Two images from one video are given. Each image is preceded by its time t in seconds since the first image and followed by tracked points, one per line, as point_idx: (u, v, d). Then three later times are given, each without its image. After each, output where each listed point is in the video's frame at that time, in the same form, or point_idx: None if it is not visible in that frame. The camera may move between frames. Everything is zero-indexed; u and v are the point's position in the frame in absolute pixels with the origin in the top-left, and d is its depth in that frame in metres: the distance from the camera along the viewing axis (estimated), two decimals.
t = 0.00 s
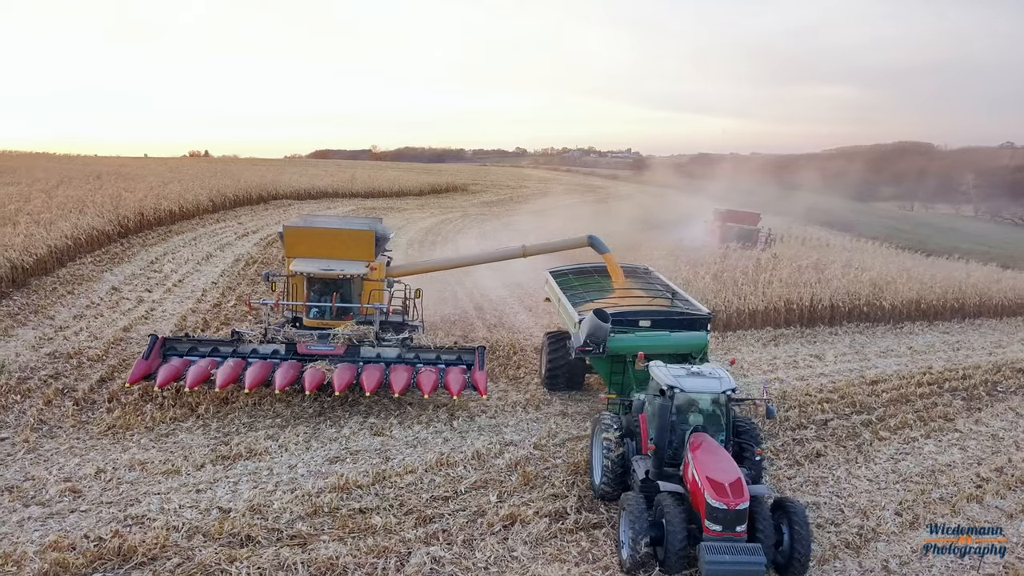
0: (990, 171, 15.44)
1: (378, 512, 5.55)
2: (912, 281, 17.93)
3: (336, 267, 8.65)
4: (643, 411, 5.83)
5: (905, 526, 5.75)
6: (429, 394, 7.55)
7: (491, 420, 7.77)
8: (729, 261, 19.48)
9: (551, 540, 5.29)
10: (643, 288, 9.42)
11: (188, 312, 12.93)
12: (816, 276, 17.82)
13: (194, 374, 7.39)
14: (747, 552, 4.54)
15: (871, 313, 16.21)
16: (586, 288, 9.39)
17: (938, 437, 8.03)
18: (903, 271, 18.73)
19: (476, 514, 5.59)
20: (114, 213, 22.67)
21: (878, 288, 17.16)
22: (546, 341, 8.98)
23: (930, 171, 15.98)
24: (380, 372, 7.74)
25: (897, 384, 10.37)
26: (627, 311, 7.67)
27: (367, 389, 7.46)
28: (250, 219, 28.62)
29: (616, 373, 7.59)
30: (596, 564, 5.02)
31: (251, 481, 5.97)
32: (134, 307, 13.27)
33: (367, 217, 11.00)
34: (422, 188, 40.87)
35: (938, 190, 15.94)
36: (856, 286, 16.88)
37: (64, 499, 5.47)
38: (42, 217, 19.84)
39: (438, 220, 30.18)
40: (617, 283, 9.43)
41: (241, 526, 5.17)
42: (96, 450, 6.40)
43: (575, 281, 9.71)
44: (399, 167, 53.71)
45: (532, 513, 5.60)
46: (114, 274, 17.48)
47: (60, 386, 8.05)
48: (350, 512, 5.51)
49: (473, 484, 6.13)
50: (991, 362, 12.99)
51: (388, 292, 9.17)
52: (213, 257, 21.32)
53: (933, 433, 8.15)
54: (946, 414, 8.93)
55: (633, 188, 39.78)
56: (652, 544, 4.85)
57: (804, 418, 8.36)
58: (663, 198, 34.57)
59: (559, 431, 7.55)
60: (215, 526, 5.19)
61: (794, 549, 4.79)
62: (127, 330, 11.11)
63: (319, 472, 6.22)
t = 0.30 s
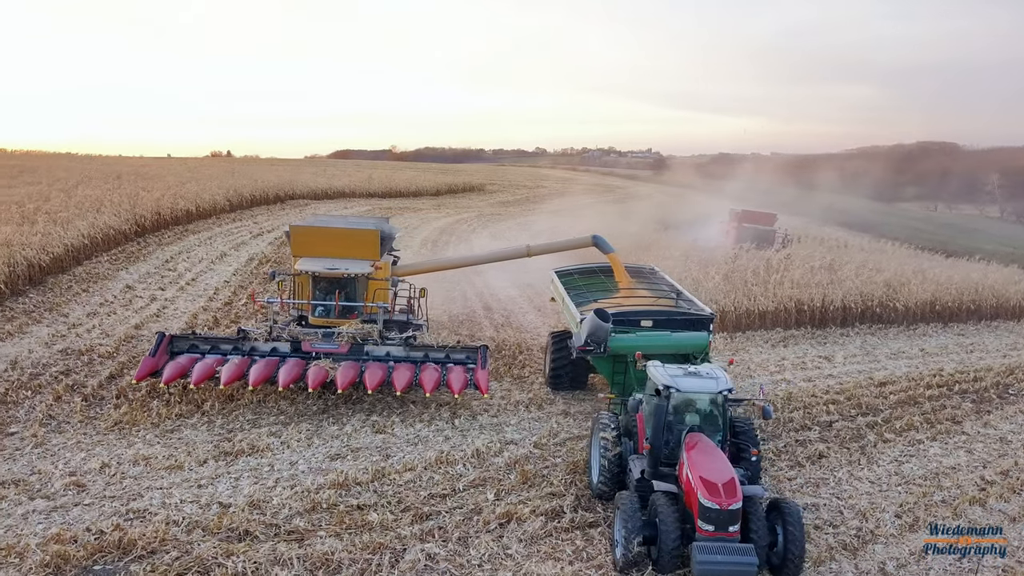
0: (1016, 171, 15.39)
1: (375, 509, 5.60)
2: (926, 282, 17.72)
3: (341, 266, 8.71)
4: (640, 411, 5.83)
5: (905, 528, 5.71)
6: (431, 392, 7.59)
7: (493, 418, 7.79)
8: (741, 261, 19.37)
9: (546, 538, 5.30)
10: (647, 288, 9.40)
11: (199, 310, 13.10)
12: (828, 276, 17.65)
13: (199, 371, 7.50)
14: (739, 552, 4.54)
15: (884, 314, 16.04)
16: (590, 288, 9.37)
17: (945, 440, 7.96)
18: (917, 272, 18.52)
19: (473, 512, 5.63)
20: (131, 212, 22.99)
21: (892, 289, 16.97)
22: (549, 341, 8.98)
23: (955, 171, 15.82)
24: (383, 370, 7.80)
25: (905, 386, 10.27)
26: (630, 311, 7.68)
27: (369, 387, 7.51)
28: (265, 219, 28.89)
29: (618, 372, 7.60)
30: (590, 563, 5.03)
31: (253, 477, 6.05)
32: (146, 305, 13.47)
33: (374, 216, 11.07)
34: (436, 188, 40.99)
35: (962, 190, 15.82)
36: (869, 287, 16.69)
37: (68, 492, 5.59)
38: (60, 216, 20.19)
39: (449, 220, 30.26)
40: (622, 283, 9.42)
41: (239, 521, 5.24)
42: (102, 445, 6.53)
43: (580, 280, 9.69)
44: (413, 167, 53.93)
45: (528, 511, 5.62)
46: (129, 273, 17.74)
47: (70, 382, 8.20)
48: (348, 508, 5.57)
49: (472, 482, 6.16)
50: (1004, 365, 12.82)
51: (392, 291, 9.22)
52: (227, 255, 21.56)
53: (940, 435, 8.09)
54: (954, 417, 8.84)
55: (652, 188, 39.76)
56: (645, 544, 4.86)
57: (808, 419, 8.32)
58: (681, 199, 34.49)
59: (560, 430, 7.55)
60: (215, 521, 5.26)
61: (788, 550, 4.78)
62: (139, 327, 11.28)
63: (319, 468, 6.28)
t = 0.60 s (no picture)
0: None
1: (371, 506, 5.65)
2: (939, 283, 17.52)
3: (343, 265, 8.76)
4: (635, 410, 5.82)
5: (901, 530, 5.69)
6: (430, 390, 7.62)
7: (493, 417, 7.80)
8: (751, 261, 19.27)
9: (539, 536, 5.32)
10: (650, 288, 9.39)
11: (208, 308, 13.25)
12: (838, 277, 17.51)
13: (203, 368, 7.59)
14: (728, 552, 4.54)
15: (895, 315, 15.89)
16: (593, 288, 9.34)
17: (948, 442, 7.91)
18: (929, 274, 18.34)
19: (467, 510, 5.66)
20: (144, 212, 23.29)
21: (903, 289, 16.79)
22: (551, 340, 8.96)
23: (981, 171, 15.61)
24: (385, 368, 7.86)
25: (912, 388, 10.18)
26: (630, 311, 7.68)
27: (370, 385, 7.57)
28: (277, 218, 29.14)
29: (617, 372, 7.60)
30: (581, 561, 5.04)
31: (251, 473, 6.12)
32: (156, 303, 13.64)
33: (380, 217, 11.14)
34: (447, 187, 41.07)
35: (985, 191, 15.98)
36: (880, 287, 16.53)
37: (70, 487, 5.72)
38: (76, 215, 20.51)
39: (460, 220, 30.35)
40: (625, 283, 9.38)
41: (235, 517, 5.32)
42: (106, 441, 6.66)
43: (582, 280, 9.65)
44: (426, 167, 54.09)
45: (522, 509, 5.64)
46: (142, 272, 17.97)
47: (77, 379, 8.35)
48: (344, 505, 5.62)
49: (468, 480, 6.19)
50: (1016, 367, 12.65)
51: (395, 290, 9.26)
52: (239, 255, 21.77)
53: (943, 437, 8.05)
54: (959, 419, 8.76)
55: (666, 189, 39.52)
56: (636, 543, 4.86)
57: (810, 420, 8.27)
58: (691, 200, 34.27)
59: (559, 429, 7.54)
60: (212, 516, 5.34)
61: (780, 550, 4.77)
62: (148, 325, 11.43)
63: (318, 465, 6.34)
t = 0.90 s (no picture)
0: None
1: (363, 503, 5.70)
2: (946, 283, 17.39)
3: (342, 265, 8.80)
4: (625, 410, 5.83)
5: (893, 531, 5.69)
6: (426, 389, 7.65)
7: (489, 416, 7.80)
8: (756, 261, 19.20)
9: (528, 534, 5.34)
10: (648, 288, 9.37)
11: (213, 306, 13.36)
12: (843, 277, 17.39)
13: (202, 366, 7.67)
14: (714, 552, 4.56)
15: (901, 316, 15.76)
16: (591, 288, 9.34)
17: (946, 444, 7.87)
18: (936, 274, 18.21)
19: (458, 508, 5.70)
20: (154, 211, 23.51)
21: (910, 290, 16.67)
22: (548, 340, 8.96)
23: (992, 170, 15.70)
24: (381, 367, 7.90)
25: (914, 390, 10.12)
26: (626, 311, 7.69)
27: (366, 383, 7.61)
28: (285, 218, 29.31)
29: (612, 372, 7.61)
30: (569, 560, 5.07)
31: (246, 470, 6.19)
32: (161, 302, 13.77)
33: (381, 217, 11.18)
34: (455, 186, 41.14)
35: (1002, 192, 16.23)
36: (886, 288, 16.42)
37: (67, 482, 5.82)
38: (86, 214, 20.75)
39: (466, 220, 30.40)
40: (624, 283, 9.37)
41: (228, 513, 5.38)
42: (105, 437, 6.75)
43: (581, 280, 9.66)
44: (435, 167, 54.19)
45: (512, 507, 5.67)
46: (149, 270, 18.14)
47: (80, 376, 8.47)
48: (336, 502, 5.68)
49: (461, 478, 6.22)
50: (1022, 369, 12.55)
51: (394, 289, 9.30)
52: (246, 254, 21.92)
53: (942, 439, 8.00)
54: (959, 421, 8.72)
55: (674, 189, 39.36)
56: (623, 542, 4.89)
57: (808, 421, 8.24)
58: (698, 200, 34.11)
59: (554, 428, 7.54)
60: (205, 512, 5.41)
61: (767, 550, 4.78)
62: (152, 323, 11.55)
63: (313, 462, 6.39)
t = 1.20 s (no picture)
0: None
1: (354, 500, 5.74)
2: (954, 284, 17.24)
3: (340, 264, 8.81)
4: (616, 410, 5.84)
5: (884, 532, 5.68)
6: (422, 388, 7.68)
7: (485, 415, 7.82)
8: (761, 261, 19.12)
9: (517, 533, 5.36)
10: (647, 288, 9.36)
11: (217, 305, 13.46)
12: (848, 278, 17.29)
13: (200, 364, 7.75)
14: (699, 551, 4.58)
15: (907, 317, 15.65)
16: (588, 288, 9.33)
17: (944, 445, 7.84)
18: (943, 276, 18.07)
19: (449, 506, 5.72)
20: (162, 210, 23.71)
21: (916, 291, 16.55)
22: (546, 340, 8.97)
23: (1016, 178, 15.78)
24: (378, 365, 7.94)
25: (915, 391, 10.06)
26: (621, 310, 7.74)
27: (363, 381, 7.64)
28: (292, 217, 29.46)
29: (608, 373, 7.63)
30: (557, 558, 5.08)
31: (241, 467, 6.25)
32: (166, 300, 13.89)
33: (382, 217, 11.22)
34: (462, 186, 41.17)
35: None
36: (891, 288, 16.31)
37: (64, 478, 5.92)
38: (95, 214, 20.94)
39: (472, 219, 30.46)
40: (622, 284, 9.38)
41: (220, 509, 5.44)
42: (103, 434, 6.85)
43: (580, 280, 9.66)
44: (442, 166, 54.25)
45: (502, 506, 5.69)
46: (156, 269, 18.28)
47: (82, 373, 8.58)
48: (328, 499, 5.73)
49: (454, 477, 6.25)
50: None
51: (393, 289, 9.34)
52: (253, 253, 22.06)
53: (940, 441, 7.97)
54: (958, 423, 8.67)
55: (683, 189, 39.23)
56: (610, 541, 4.91)
57: (805, 422, 8.22)
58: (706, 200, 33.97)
59: (549, 428, 7.55)
60: (198, 508, 5.48)
61: (753, 550, 4.80)
62: (155, 321, 11.67)
63: (307, 460, 6.44)
